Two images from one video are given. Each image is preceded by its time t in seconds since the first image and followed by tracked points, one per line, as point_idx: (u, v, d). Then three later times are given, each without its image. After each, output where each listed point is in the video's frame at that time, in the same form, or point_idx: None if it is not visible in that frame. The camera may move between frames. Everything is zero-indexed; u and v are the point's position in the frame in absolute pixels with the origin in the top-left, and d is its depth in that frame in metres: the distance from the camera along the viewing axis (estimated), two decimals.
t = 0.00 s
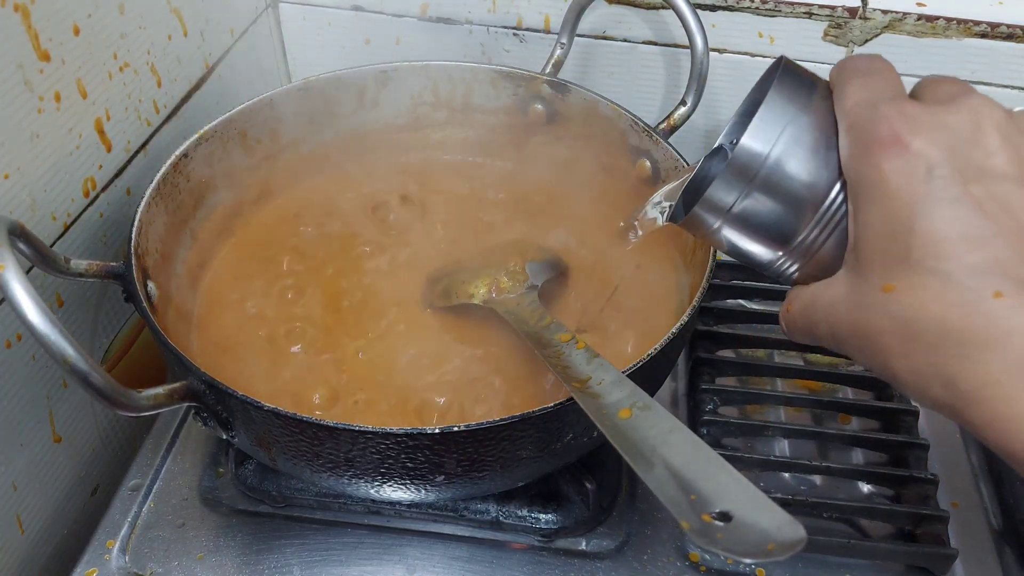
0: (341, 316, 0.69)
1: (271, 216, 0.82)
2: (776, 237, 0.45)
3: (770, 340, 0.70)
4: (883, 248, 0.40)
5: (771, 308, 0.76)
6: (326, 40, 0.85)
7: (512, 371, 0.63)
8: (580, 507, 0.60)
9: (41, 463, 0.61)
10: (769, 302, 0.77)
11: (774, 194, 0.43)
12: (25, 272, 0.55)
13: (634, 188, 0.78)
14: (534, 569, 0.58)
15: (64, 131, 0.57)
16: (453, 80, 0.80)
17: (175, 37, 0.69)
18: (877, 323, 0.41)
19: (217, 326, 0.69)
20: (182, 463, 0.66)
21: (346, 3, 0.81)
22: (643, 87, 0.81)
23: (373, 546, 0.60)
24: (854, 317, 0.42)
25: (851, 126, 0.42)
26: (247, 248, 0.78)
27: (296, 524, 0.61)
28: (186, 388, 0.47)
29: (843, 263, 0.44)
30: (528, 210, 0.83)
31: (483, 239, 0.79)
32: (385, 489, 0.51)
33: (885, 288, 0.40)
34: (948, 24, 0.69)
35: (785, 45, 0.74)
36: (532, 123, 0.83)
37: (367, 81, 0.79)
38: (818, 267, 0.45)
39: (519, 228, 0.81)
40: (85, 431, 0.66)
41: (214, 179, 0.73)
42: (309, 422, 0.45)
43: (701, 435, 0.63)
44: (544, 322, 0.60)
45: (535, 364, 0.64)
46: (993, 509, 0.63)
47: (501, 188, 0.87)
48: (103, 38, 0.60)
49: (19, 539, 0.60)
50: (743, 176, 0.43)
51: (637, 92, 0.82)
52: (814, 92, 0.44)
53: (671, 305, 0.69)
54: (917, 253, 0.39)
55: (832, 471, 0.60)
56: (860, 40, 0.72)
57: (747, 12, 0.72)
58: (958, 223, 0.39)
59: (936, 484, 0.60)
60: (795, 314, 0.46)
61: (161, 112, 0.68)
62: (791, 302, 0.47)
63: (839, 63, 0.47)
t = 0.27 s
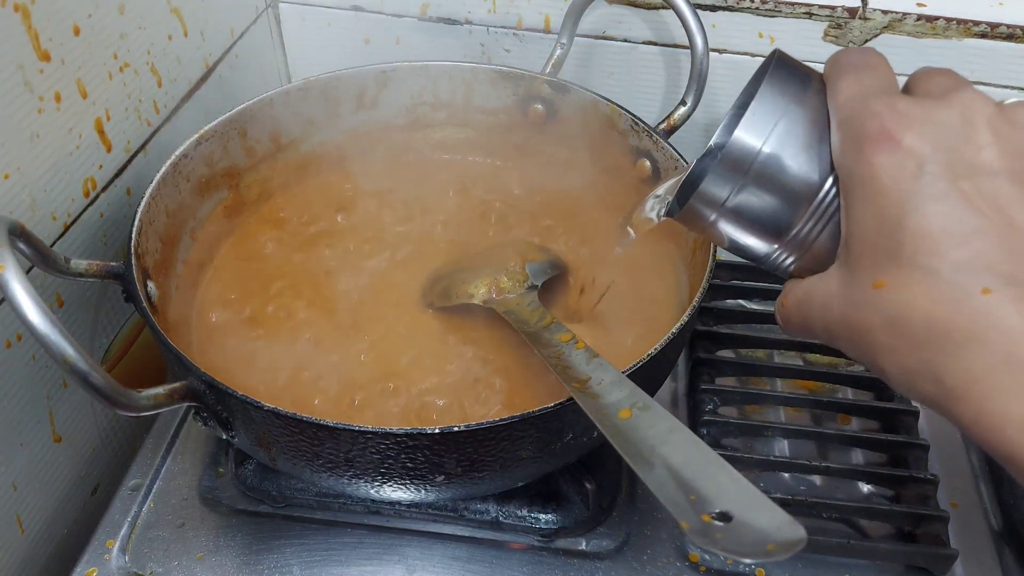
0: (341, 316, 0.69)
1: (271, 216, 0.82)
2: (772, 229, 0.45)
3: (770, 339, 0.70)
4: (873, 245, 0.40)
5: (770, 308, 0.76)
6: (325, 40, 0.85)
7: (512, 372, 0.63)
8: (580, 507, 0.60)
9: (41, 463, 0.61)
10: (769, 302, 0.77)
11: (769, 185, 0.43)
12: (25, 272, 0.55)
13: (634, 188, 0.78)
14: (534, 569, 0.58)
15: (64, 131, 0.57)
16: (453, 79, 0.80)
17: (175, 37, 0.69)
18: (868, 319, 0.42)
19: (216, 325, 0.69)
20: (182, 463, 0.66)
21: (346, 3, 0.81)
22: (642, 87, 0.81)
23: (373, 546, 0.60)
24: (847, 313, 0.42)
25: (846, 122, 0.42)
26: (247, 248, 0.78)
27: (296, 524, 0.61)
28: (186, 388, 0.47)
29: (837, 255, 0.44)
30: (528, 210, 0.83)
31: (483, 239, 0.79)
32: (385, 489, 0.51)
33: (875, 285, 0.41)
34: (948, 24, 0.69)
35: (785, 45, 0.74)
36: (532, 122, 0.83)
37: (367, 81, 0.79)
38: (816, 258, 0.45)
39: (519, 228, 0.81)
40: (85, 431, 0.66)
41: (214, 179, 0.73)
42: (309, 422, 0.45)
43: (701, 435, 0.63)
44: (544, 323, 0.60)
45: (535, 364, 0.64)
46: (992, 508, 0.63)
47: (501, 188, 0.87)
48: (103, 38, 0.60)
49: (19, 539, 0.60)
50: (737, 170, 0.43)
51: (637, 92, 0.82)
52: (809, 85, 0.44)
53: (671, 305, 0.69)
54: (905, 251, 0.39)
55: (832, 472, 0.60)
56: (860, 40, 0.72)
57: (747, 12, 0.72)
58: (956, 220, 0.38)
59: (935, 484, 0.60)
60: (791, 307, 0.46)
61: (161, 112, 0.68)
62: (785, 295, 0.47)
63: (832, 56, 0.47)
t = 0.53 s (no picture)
0: (341, 316, 0.69)
1: (271, 216, 0.82)
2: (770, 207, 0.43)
3: (770, 339, 0.70)
4: (889, 228, 0.40)
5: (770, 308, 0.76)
6: (325, 40, 0.85)
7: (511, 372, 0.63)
8: (580, 507, 0.60)
9: (41, 463, 0.61)
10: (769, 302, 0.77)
11: (773, 165, 0.42)
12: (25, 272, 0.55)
13: (634, 188, 0.78)
14: (534, 569, 0.58)
15: (64, 131, 0.57)
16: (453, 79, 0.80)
17: (176, 37, 0.69)
18: (868, 305, 0.41)
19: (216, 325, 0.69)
20: (182, 463, 0.66)
21: (346, 3, 0.81)
22: (643, 87, 0.81)
23: (373, 546, 0.60)
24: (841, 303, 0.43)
25: (870, 107, 0.41)
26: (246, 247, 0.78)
27: (296, 524, 0.61)
28: (186, 388, 0.47)
29: (833, 245, 0.43)
30: (528, 210, 0.83)
31: (483, 238, 0.79)
32: (385, 489, 0.51)
33: (867, 284, 0.41)
34: (948, 24, 0.69)
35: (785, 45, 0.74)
36: (532, 122, 0.83)
37: (367, 81, 0.79)
38: (803, 244, 0.44)
39: (519, 228, 0.81)
40: (85, 431, 0.66)
41: (214, 178, 0.73)
42: (309, 422, 0.45)
43: (701, 435, 0.63)
44: (544, 323, 0.60)
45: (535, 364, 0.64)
46: (992, 508, 0.63)
47: (501, 188, 0.87)
48: (103, 38, 0.60)
49: (19, 539, 0.60)
50: (750, 140, 0.41)
51: (637, 92, 0.82)
52: (834, 66, 0.42)
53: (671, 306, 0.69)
54: (923, 239, 0.38)
55: (832, 472, 0.60)
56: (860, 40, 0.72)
57: (747, 12, 0.72)
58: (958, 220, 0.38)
59: (936, 484, 0.60)
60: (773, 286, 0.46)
61: (161, 111, 0.68)
62: (767, 271, 0.46)
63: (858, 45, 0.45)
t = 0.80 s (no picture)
0: (341, 316, 0.69)
1: (271, 216, 0.82)
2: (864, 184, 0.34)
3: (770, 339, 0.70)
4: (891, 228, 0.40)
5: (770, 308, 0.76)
6: (325, 40, 0.85)
7: (512, 373, 0.63)
8: (580, 507, 0.60)
9: (41, 464, 0.61)
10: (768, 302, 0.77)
11: (874, 150, 0.33)
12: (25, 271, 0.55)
13: (634, 188, 0.78)
14: (534, 569, 0.58)
15: (64, 131, 0.57)
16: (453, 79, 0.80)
17: (176, 37, 0.69)
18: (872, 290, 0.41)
19: (216, 323, 0.69)
20: (182, 463, 0.66)
21: (346, 3, 0.81)
22: (643, 87, 0.81)
23: (373, 546, 0.60)
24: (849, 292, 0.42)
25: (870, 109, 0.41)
26: (245, 247, 0.77)
27: (296, 524, 0.61)
28: (185, 388, 0.47)
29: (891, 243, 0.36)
30: (528, 210, 0.83)
31: (483, 239, 0.79)
32: (385, 489, 0.51)
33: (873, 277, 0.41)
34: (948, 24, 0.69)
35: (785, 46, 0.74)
36: (532, 122, 0.83)
37: (366, 81, 0.79)
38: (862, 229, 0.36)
39: (519, 228, 0.81)
40: (85, 431, 0.66)
41: (214, 179, 0.73)
42: (309, 422, 0.45)
43: (701, 435, 0.63)
44: (545, 323, 0.60)
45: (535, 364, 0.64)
46: (993, 509, 0.63)
47: (501, 188, 0.87)
48: (103, 38, 0.60)
49: (19, 539, 0.60)
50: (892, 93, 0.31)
51: (637, 92, 0.82)
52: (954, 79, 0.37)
53: (671, 306, 0.69)
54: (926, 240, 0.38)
55: (832, 472, 0.60)
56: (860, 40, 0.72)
57: (747, 12, 0.72)
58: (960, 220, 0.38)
59: (936, 484, 0.60)
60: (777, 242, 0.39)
61: (161, 111, 0.68)
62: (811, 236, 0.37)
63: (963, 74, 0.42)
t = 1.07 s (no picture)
0: (341, 316, 0.69)
1: (271, 216, 0.82)
2: None
3: (770, 339, 0.70)
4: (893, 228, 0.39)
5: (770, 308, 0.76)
6: (325, 40, 0.85)
7: (512, 373, 0.63)
8: (580, 508, 0.61)
9: (41, 464, 0.61)
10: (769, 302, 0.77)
11: None
12: (25, 271, 0.55)
13: (634, 188, 0.78)
14: (534, 569, 0.58)
15: (64, 131, 0.57)
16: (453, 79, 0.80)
17: (176, 37, 0.69)
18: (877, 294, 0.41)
19: (216, 323, 0.69)
20: (182, 463, 0.66)
21: (346, 3, 0.81)
22: (643, 87, 0.81)
23: (373, 546, 0.60)
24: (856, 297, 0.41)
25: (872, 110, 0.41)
26: (245, 247, 0.77)
27: (296, 524, 0.61)
28: (186, 388, 0.47)
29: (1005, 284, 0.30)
30: (528, 210, 0.83)
31: (483, 239, 0.79)
32: (385, 489, 0.51)
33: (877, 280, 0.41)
34: (948, 24, 0.69)
35: (785, 46, 0.74)
36: (532, 122, 0.83)
37: (366, 80, 0.79)
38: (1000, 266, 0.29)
39: (519, 229, 0.81)
40: (85, 431, 0.66)
41: (214, 179, 0.73)
42: (309, 422, 0.45)
43: (701, 435, 0.63)
44: (545, 322, 0.60)
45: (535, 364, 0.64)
46: (992, 509, 0.63)
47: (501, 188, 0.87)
48: (103, 38, 0.59)
49: (19, 539, 0.60)
50: None
51: (637, 92, 0.82)
52: None
53: (671, 306, 0.69)
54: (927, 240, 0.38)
55: (832, 472, 0.60)
56: (860, 40, 0.72)
57: (747, 12, 0.72)
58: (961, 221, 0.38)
59: (936, 484, 0.60)
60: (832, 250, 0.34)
61: (161, 112, 0.68)
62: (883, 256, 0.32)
63: None
